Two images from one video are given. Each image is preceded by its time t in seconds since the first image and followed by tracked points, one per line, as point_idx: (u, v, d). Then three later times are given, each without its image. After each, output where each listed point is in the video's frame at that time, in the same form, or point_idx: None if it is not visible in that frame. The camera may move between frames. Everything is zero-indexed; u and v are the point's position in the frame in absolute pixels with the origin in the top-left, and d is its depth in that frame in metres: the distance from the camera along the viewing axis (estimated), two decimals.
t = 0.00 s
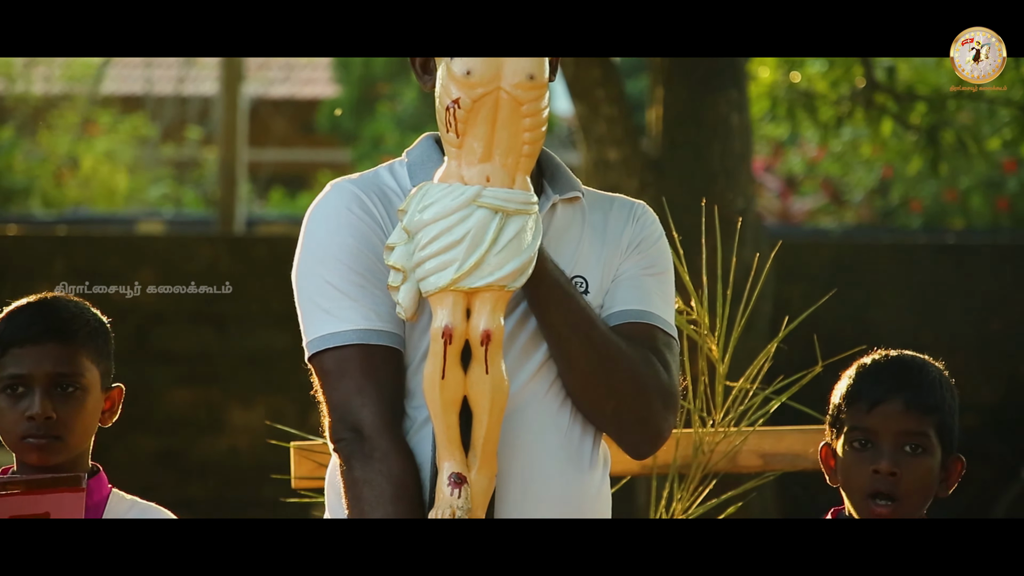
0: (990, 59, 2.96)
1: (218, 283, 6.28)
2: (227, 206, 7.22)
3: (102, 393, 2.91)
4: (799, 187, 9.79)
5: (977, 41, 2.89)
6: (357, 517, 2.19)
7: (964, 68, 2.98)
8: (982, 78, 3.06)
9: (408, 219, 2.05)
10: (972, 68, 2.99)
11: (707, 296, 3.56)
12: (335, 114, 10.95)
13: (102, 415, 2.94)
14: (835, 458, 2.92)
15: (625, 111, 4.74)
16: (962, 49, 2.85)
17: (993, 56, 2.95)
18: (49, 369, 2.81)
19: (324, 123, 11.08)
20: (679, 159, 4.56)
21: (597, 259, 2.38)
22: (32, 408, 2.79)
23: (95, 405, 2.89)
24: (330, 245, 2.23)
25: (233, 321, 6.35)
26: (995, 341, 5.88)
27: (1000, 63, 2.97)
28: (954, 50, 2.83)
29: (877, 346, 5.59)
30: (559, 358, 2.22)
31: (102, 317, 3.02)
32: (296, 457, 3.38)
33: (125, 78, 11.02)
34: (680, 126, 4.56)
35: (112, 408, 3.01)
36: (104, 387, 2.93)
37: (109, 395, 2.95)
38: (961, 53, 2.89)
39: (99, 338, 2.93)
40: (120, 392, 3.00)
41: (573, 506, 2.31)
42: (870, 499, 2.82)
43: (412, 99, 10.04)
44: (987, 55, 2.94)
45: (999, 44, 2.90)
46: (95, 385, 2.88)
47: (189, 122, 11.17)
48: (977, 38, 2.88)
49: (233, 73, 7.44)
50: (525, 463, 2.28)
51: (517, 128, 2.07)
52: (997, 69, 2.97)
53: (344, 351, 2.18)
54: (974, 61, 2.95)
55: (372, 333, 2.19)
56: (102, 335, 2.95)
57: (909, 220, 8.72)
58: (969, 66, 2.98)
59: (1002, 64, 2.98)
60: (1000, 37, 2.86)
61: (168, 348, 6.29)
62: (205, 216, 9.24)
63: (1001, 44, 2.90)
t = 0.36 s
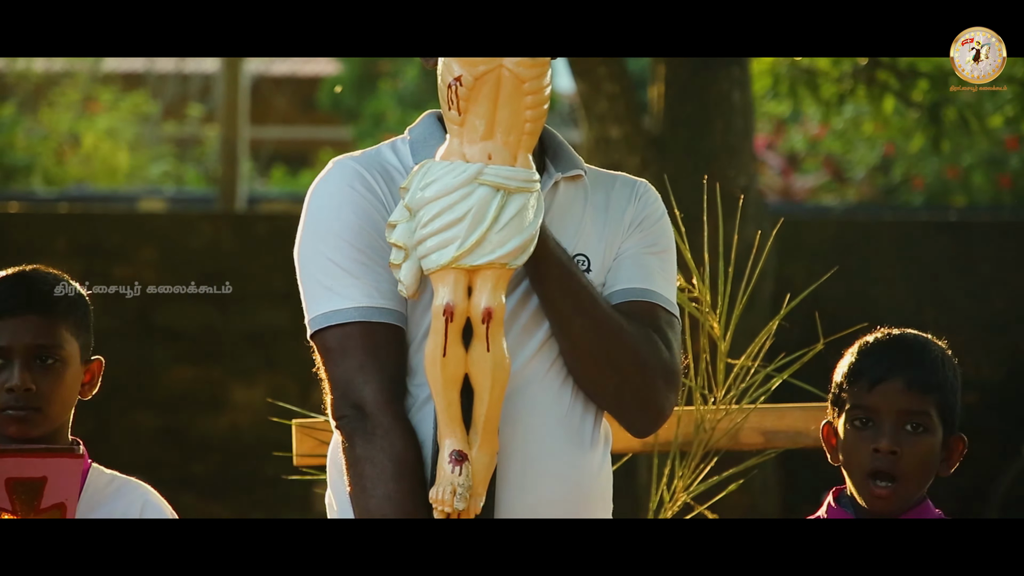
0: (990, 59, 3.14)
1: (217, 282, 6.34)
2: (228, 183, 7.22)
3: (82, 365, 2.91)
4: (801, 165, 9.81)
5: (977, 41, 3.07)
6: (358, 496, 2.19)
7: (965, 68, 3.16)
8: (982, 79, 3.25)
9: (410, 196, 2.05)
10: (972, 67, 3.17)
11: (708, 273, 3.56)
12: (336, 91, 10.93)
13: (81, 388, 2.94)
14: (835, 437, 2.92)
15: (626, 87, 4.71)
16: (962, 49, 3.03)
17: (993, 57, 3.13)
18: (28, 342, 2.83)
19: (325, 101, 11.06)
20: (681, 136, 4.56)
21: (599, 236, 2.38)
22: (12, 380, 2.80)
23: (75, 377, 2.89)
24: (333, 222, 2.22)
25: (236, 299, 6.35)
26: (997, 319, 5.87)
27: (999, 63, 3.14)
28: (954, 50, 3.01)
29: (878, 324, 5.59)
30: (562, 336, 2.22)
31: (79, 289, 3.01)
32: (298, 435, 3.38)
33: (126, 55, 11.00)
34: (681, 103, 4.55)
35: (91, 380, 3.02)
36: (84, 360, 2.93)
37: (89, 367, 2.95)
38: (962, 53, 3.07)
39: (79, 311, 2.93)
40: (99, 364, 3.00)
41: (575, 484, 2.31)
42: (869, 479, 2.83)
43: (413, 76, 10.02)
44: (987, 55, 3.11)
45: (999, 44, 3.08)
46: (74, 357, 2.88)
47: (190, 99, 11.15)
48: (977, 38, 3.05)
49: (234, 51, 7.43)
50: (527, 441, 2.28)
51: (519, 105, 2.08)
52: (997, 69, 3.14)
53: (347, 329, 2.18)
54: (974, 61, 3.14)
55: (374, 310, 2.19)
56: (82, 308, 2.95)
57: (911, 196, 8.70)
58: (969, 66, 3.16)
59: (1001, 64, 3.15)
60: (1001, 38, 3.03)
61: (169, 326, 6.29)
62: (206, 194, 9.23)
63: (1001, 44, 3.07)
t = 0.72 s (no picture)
0: (990, 59, 3.19)
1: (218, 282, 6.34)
2: (229, 163, 7.22)
3: (63, 343, 3.01)
4: (802, 144, 9.81)
5: (977, 41, 3.14)
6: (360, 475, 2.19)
7: (966, 68, 3.22)
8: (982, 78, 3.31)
9: (412, 175, 2.05)
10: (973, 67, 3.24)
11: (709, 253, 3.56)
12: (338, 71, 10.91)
13: (63, 366, 3.04)
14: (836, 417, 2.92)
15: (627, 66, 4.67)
16: (962, 48, 3.12)
17: (994, 57, 3.19)
18: (13, 318, 2.93)
19: (326, 81, 11.03)
20: (684, 115, 4.55)
21: (602, 216, 2.39)
22: None
23: (57, 356, 2.99)
24: (335, 201, 2.22)
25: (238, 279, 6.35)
26: (1001, 297, 5.87)
27: (1000, 64, 3.20)
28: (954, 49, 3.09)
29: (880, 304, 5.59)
30: (562, 315, 2.23)
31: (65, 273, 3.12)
32: (299, 414, 3.37)
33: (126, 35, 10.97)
34: (684, 83, 4.55)
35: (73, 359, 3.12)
36: (66, 339, 3.03)
37: (71, 347, 3.05)
38: (961, 52, 3.14)
39: (62, 292, 3.04)
40: (81, 344, 3.11)
41: (576, 465, 2.31)
42: (868, 459, 2.84)
43: (415, 55, 10.00)
44: (987, 55, 3.17)
45: (1000, 44, 3.14)
46: (57, 334, 2.98)
47: (191, 79, 11.13)
48: (977, 38, 3.13)
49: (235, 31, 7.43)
50: (527, 421, 2.28)
51: (521, 86, 2.09)
52: (998, 69, 3.20)
53: (350, 308, 2.18)
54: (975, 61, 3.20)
55: (376, 289, 2.19)
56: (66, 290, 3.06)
57: (913, 176, 8.68)
58: (970, 65, 3.22)
59: (1002, 64, 3.20)
60: (1002, 37, 3.10)
61: (170, 305, 6.29)
62: (207, 174, 9.23)
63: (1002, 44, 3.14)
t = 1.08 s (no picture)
0: (990, 59, 2.94)
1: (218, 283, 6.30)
2: (232, 140, 7.22)
3: (41, 323, 2.83)
4: (805, 122, 9.79)
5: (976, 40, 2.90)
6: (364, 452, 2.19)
7: (964, 68, 2.97)
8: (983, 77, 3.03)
9: (416, 153, 2.05)
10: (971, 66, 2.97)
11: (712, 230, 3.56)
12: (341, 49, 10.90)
13: (40, 347, 2.86)
14: (843, 394, 2.92)
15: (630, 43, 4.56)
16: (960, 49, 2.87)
17: (993, 57, 2.94)
18: None
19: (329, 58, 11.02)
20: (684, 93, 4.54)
21: (606, 193, 2.38)
22: None
23: (34, 337, 2.81)
24: (338, 180, 2.22)
25: (240, 256, 6.35)
26: (1005, 275, 5.86)
27: (1000, 64, 2.95)
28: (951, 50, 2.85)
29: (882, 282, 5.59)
30: (568, 294, 2.23)
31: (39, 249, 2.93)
32: (302, 391, 3.37)
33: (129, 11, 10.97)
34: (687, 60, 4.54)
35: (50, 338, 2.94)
36: (43, 319, 2.85)
37: (48, 326, 2.87)
38: (960, 53, 2.90)
39: (39, 270, 2.84)
40: (59, 323, 2.92)
41: (583, 442, 2.31)
42: (879, 438, 2.83)
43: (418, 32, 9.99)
44: (987, 55, 2.93)
45: (999, 44, 2.89)
46: (36, 314, 2.80)
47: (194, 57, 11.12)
48: (976, 38, 2.88)
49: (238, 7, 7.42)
50: (534, 398, 2.29)
51: (525, 64, 2.09)
52: (998, 70, 2.95)
53: (353, 286, 2.18)
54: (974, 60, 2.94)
55: (380, 267, 2.19)
56: (42, 268, 2.87)
57: (916, 154, 8.66)
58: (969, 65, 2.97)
59: (1002, 65, 2.96)
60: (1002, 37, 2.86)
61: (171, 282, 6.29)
62: (210, 152, 9.22)
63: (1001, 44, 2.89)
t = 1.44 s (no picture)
0: (990, 59, 2.88)
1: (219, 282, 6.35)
2: (234, 119, 7.22)
3: (23, 306, 2.82)
4: (809, 101, 9.75)
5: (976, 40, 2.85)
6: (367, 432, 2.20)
7: (963, 68, 2.91)
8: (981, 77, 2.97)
9: (419, 132, 2.05)
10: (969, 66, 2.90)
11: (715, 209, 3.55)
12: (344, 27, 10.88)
13: (22, 330, 2.85)
14: (847, 375, 2.92)
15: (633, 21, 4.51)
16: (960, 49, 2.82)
17: (993, 56, 2.88)
18: None
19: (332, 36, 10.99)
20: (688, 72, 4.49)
21: (609, 173, 2.38)
22: None
23: (15, 320, 2.81)
24: (341, 158, 2.22)
25: (242, 235, 6.35)
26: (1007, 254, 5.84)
27: (1000, 64, 2.89)
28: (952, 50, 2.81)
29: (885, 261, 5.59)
30: (573, 275, 2.23)
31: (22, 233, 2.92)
32: (305, 370, 3.37)
33: None
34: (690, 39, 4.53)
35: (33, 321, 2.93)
36: (25, 302, 2.84)
37: (30, 309, 2.85)
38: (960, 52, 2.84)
39: (19, 253, 2.83)
40: (43, 306, 2.91)
41: (587, 423, 2.31)
42: (885, 422, 2.83)
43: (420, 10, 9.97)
44: (987, 55, 2.87)
45: (1000, 44, 2.84)
46: (16, 296, 2.79)
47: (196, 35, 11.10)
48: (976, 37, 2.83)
49: None
50: (537, 378, 2.28)
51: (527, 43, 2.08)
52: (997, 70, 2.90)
53: (356, 265, 2.18)
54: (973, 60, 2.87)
55: (383, 246, 2.19)
56: (23, 251, 2.85)
57: (920, 132, 8.63)
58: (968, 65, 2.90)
59: (1002, 64, 2.90)
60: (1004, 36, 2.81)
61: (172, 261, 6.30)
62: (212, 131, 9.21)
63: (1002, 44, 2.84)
